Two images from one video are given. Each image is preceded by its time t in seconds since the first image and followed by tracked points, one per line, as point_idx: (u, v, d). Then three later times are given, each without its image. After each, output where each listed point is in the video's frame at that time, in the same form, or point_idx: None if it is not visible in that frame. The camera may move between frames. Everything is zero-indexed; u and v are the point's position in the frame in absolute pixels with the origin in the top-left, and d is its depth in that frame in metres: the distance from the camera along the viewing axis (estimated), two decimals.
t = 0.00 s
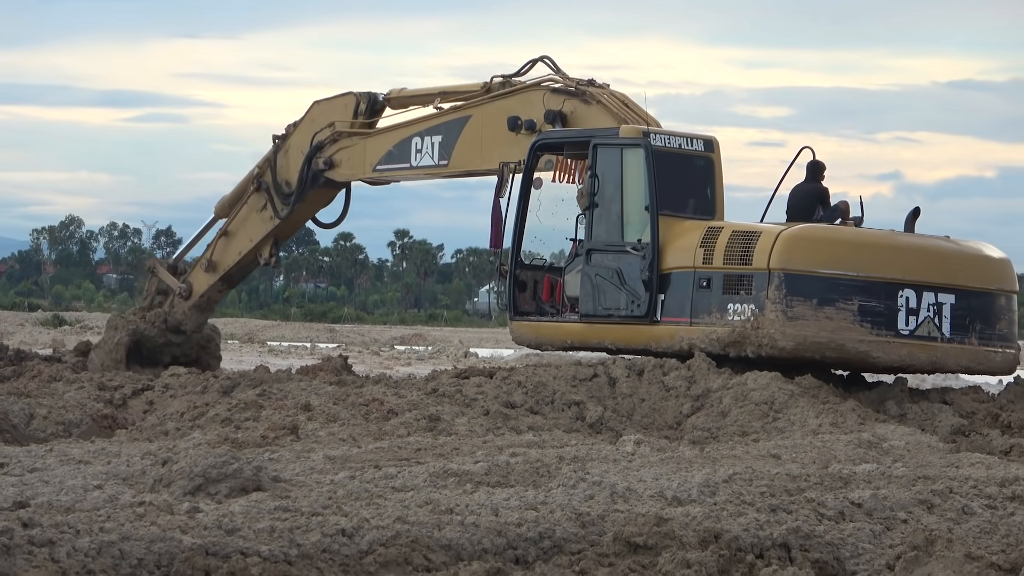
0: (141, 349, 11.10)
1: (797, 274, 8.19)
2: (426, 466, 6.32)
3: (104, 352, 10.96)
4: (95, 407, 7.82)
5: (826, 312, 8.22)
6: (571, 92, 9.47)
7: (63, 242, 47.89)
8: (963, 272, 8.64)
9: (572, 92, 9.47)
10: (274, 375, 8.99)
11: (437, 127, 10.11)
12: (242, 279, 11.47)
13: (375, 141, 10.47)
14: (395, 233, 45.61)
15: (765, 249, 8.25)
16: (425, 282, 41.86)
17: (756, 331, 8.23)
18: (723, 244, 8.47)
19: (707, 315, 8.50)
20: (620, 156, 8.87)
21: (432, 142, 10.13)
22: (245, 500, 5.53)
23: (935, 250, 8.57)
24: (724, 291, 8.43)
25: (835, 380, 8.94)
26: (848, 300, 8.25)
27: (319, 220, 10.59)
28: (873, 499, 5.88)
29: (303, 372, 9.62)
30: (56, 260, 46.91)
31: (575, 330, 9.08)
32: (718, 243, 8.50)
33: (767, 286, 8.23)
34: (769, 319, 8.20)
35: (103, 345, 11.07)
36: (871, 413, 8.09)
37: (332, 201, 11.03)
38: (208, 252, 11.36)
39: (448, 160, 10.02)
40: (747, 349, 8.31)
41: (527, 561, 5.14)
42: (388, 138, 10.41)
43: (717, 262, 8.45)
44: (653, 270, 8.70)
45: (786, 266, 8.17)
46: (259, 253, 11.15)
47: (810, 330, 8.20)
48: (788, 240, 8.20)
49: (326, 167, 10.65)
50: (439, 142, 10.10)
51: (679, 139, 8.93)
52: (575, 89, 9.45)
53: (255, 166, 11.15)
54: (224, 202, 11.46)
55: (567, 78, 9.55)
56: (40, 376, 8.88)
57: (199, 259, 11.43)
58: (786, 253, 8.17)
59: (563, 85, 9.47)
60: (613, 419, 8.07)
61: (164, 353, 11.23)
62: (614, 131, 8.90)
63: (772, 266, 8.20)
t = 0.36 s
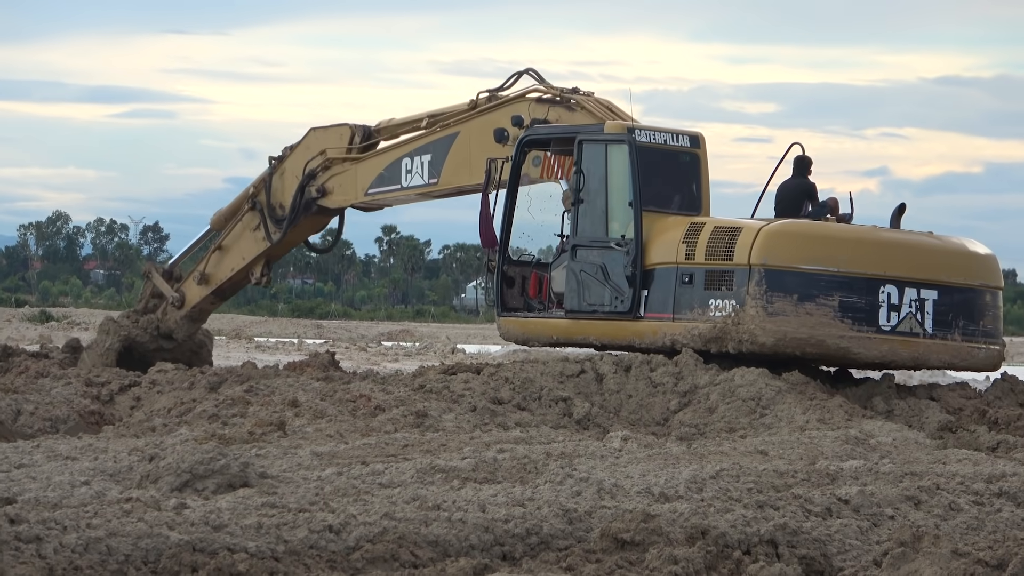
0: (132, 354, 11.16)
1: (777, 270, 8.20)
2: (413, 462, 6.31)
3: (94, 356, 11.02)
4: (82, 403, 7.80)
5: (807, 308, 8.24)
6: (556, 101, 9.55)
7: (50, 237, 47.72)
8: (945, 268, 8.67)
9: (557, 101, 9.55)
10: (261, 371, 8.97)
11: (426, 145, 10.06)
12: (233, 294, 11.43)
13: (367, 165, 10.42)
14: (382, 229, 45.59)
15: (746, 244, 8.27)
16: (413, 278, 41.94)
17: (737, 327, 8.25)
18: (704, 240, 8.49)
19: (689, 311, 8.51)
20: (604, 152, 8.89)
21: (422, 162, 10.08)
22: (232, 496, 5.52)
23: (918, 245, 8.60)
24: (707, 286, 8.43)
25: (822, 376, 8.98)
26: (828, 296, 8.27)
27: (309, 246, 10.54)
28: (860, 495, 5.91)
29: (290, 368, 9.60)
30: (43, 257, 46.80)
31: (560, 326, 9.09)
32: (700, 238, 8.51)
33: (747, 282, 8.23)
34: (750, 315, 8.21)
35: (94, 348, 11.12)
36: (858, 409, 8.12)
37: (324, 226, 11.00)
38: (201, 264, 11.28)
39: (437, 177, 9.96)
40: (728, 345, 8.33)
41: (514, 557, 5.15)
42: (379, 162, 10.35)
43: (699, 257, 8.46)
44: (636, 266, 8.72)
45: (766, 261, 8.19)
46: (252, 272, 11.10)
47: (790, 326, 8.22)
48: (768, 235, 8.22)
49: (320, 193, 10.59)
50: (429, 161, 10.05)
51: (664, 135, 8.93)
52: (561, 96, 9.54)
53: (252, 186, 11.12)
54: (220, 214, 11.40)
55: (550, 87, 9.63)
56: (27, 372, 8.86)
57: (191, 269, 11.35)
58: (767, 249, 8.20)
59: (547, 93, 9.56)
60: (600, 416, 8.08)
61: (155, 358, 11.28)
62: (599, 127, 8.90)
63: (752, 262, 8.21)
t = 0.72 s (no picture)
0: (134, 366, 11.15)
1: (758, 266, 8.23)
2: (403, 459, 6.32)
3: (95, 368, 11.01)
4: (72, 400, 7.78)
5: (788, 304, 8.28)
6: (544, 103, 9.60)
7: (38, 234, 47.56)
8: (930, 264, 8.70)
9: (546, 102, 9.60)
10: (251, 368, 8.96)
11: (421, 155, 10.04)
12: (237, 309, 11.42)
13: (365, 177, 10.41)
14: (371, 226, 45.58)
15: (728, 240, 8.29)
16: (402, 274, 42.11)
17: (718, 323, 8.24)
18: (688, 236, 8.51)
19: (672, 308, 8.53)
20: (590, 149, 8.90)
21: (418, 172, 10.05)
22: (222, 492, 5.52)
23: (903, 241, 8.63)
24: (689, 283, 8.45)
25: (812, 372, 9.02)
26: (809, 292, 8.31)
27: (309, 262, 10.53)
28: (850, 491, 5.93)
29: (279, 364, 9.59)
30: (31, 253, 46.67)
31: (547, 323, 9.10)
32: (683, 234, 8.54)
33: (728, 279, 8.25)
34: (731, 311, 8.21)
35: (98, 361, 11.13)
36: (848, 406, 8.15)
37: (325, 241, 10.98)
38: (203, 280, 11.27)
39: (433, 187, 9.93)
40: (710, 341, 8.31)
41: (504, 554, 5.15)
42: (376, 174, 10.33)
43: (682, 253, 8.48)
44: (621, 262, 8.75)
45: (748, 257, 8.19)
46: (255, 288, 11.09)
47: (772, 322, 8.24)
48: (751, 231, 8.23)
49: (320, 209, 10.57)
50: (424, 171, 10.02)
51: (651, 132, 8.94)
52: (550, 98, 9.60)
53: (253, 201, 11.12)
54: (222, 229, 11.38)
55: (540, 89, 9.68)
56: (16, 369, 8.83)
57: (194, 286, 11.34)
58: (749, 244, 8.20)
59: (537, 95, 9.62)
60: (590, 412, 8.09)
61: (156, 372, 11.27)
62: (585, 124, 8.91)
63: (733, 258, 8.24)
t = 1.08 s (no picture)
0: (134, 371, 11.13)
1: (746, 262, 8.24)
2: (395, 458, 6.31)
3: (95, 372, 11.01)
4: (65, 399, 7.77)
5: (776, 301, 8.29)
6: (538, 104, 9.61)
7: (31, 233, 47.47)
8: (918, 261, 8.71)
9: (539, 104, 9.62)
10: (244, 367, 8.95)
11: (418, 161, 10.00)
12: (242, 321, 11.37)
13: (362, 184, 10.36)
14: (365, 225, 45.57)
15: (716, 237, 8.32)
16: (394, 274, 42.20)
17: (707, 320, 8.29)
18: (678, 234, 8.52)
19: (662, 305, 8.54)
20: (581, 147, 8.90)
21: (415, 178, 10.00)
22: (215, 491, 5.51)
23: (891, 237, 8.65)
24: (679, 280, 8.46)
25: (805, 371, 9.03)
26: (798, 289, 8.32)
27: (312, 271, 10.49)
28: (843, 491, 5.94)
29: (272, 363, 9.58)
30: (25, 253, 46.60)
31: (539, 322, 9.11)
32: (673, 232, 8.55)
33: (717, 275, 8.27)
34: (719, 308, 8.25)
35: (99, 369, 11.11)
36: (840, 405, 8.17)
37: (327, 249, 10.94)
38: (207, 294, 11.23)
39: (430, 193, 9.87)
40: (699, 338, 8.35)
41: (497, 553, 5.15)
42: (374, 182, 10.28)
43: (671, 251, 8.50)
44: (612, 260, 8.76)
45: (735, 254, 8.23)
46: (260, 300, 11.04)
47: (760, 319, 8.25)
48: (738, 228, 8.27)
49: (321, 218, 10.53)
50: (420, 176, 9.96)
51: (642, 130, 8.95)
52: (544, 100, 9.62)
53: (253, 213, 11.09)
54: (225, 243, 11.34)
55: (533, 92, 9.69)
56: (9, 368, 8.81)
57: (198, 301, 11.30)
58: (737, 242, 8.24)
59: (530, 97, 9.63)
60: (583, 411, 8.09)
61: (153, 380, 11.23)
62: (575, 122, 8.92)
63: (722, 255, 8.26)
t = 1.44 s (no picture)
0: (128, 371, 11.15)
1: (744, 260, 8.25)
2: (393, 456, 6.32)
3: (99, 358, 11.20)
4: (62, 397, 7.76)
5: (774, 299, 8.30)
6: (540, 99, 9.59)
7: (28, 231, 47.44)
8: (915, 259, 8.72)
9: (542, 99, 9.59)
10: (241, 366, 8.94)
11: (418, 149, 9.92)
12: (243, 309, 11.35)
13: (362, 170, 10.31)
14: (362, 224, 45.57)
15: (713, 236, 8.32)
16: (391, 272, 42.25)
17: (704, 318, 8.29)
18: (675, 232, 8.53)
19: (659, 303, 8.55)
20: (578, 145, 8.90)
21: (415, 166, 9.93)
22: (212, 490, 5.51)
23: (889, 236, 8.65)
24: (677, 278, 8.48)
25: (802, 369, 9.03)
26: (795, 287, 8.33)
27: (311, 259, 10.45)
28: (840, 489, 5.95)
29: (270, 362, 9.57)
30: (22, 251, 46.60)
31: (537, 320, 9.12)
32: (670, 230, 8.55)
33: (714, 273, 8.28)
34: (717, 306, 8.25)
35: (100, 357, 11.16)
36: (838, 403, 8.17)
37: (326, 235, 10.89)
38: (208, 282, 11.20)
39: (429, 182, 9.83)
40: (696, 336, 8.36)
41: (494, 551, 5.16)
42: (374, 169, 10.22)
43: (669, 249, 8.50)
44: (609, 258, 8.76)
45: (733, 252, 8.23)
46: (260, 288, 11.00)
47: (757, 317, 8.26)
48: (735, 226, 8.27)
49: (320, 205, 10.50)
50: (420, 164, 9.90)
51: (639, 129, 8.96)
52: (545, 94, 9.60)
53: (253, 200, 11.06)
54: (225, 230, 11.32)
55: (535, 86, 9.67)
56: (6, 366, 8.80)
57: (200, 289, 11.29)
58: (735, 240, 8.24)
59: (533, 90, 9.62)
60: (580, 410, 8.09)
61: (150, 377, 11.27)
62: (573, 120, 8.92)
63: (719, 253, 8.27)
